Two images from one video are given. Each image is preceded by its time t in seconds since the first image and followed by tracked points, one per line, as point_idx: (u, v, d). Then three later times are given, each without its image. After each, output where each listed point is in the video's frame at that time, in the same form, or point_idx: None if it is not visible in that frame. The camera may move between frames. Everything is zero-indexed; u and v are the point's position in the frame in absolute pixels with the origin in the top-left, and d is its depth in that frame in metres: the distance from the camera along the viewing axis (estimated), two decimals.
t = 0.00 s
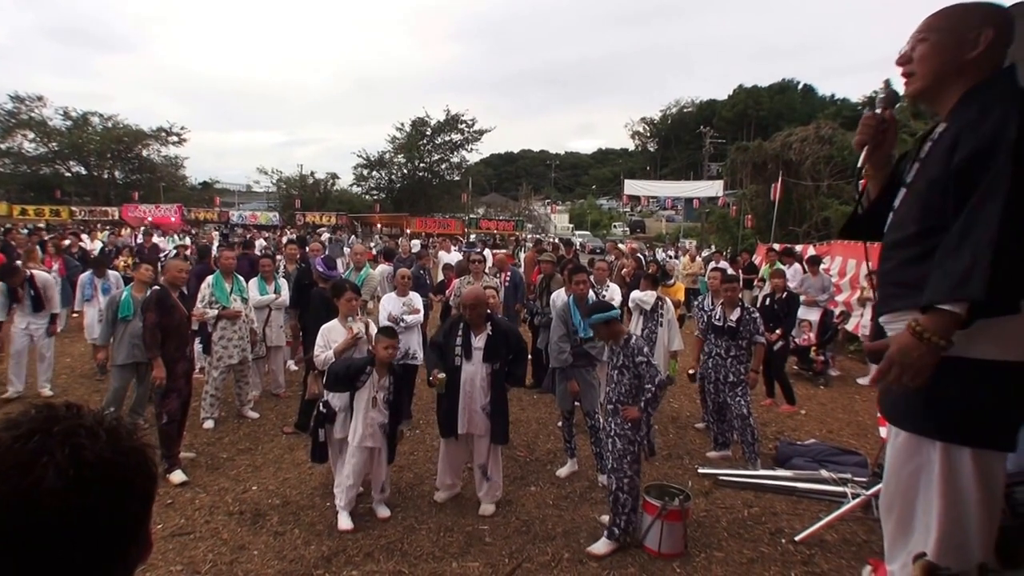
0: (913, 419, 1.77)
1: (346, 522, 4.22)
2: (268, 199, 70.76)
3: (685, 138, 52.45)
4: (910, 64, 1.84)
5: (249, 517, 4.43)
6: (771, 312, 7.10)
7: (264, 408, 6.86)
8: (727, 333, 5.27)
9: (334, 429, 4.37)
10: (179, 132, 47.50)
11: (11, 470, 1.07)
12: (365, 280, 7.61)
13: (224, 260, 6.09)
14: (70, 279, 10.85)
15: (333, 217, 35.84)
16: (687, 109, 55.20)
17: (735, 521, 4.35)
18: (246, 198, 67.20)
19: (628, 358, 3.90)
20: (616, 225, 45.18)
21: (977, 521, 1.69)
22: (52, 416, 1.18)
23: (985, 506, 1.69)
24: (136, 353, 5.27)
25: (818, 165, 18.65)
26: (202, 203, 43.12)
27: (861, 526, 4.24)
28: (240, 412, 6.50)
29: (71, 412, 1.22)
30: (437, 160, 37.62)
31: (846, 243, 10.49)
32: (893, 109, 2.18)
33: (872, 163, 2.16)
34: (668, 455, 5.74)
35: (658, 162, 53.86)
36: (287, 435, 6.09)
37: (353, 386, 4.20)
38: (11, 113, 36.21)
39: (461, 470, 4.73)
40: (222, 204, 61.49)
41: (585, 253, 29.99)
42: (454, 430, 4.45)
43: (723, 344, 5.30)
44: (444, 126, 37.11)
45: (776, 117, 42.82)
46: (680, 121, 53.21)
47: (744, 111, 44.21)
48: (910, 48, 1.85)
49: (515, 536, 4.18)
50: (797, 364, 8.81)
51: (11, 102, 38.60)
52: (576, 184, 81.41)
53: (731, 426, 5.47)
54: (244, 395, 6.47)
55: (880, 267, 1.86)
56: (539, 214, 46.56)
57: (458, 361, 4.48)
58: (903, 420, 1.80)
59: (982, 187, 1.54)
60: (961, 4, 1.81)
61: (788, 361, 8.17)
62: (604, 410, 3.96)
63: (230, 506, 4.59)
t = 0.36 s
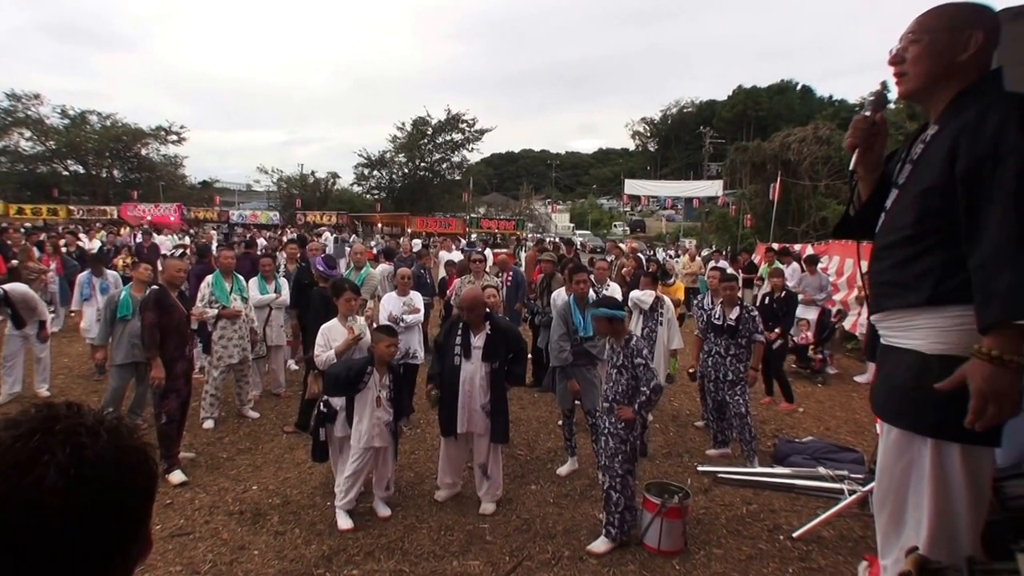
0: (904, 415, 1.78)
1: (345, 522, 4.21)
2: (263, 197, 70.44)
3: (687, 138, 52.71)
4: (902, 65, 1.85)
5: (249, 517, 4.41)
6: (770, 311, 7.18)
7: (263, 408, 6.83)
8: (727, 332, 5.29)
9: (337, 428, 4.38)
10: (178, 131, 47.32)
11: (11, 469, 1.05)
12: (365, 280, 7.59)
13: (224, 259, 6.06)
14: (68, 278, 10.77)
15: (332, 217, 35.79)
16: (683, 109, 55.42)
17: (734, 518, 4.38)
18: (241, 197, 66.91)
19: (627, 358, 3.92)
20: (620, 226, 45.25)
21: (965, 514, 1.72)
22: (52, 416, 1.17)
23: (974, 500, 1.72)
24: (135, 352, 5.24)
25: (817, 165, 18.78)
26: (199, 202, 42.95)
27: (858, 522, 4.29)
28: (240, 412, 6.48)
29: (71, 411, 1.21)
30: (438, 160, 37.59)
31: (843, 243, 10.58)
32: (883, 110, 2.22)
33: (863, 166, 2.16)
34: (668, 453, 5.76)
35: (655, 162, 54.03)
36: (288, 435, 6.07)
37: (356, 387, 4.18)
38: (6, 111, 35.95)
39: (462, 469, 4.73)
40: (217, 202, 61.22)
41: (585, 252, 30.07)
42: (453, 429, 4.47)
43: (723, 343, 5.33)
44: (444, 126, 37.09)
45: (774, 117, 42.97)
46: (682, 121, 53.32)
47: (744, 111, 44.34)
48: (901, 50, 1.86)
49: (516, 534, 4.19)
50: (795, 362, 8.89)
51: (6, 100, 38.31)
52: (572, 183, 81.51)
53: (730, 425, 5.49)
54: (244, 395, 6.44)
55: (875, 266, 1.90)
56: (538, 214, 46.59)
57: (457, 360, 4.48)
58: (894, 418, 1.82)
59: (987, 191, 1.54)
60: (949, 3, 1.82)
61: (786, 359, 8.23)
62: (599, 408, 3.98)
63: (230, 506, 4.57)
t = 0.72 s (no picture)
0: (894, 413, 1.82)
1: (343, 522, 4.20)
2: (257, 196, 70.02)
3: (686, 138, 52.87)
4: (889, 71, 1.89)
5: (249, 518, 4.39)
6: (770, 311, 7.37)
7: (263, 408, 6.80)
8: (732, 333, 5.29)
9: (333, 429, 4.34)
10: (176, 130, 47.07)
11: (8, 466, 1.04)
12: (365, 279, 7.56)
13: (223, 259, 6.03)
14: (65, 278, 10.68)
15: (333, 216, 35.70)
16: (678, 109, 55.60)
17: (733, 516, 4.41)
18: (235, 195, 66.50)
19: (628, 358, 3.94)
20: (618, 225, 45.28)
21: (957, 510, 1.74)
22: (50, 411, 1.15)
23: (965, 496, 1.74)
24: (133, 353, 5.19)
25: (815, 167, 18.92)
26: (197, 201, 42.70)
27: (855, 520, 4.32)
28: (240, 412, 6.45)
29: (71, 407, 1.19)
30: (439, 160, 37.45)
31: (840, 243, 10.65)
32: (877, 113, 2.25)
33: (858, 166, 2.19)
34: (667, 451, 5.79)
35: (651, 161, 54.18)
36: (288, 435, 6.05)
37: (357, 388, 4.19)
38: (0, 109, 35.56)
39: (462, 469, 4.73)
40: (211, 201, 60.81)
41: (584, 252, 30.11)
42: (453, 428, 4.48)
43: (727, 344, 5.34)
44: (444, 126, 36.95)
45: (772, 117, 43.08)
46: (681, 121, 53.39)
47: (744, 111, 44.38)
48: (891, 53, 1.89)
49: (516, 533, 4.20)
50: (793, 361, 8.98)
51: None
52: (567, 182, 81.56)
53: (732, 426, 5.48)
54: (244, 395, 6.40)
55: (867, 266, 1.90)
56: (538, 213, 46.61)
57: (455, 360, 4.49)
58: (884, 415, 1.85)
59: (972, 189, 1.55)
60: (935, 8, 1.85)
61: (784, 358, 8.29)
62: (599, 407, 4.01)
63: (229, 506, 4.55)
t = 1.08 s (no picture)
0: (881, 410, 1.84)
1: (342, 523, 4.18)
2: (251, 194, 69.62)
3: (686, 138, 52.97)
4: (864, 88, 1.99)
5: (248, 518, 4.38)
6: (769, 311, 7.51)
7: (262, 408, 6.77)
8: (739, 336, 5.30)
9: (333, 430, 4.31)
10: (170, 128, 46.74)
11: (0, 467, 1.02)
12: (364, 280, 7.53)
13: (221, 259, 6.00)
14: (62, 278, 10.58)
15: (330, 216, 35.56)
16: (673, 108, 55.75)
17: (732, 514, 4.44)
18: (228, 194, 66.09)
19: (628, 358, 3.96)
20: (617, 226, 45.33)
21: (944, 504, 1.74)
22: (45, 413, 1.14)
23: (951, 492, 1.74)
24: (130, 353, 5.15)
25: (813, 167, 19.11)
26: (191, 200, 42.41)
27: (852, 517, 4.37)
28: (239, 412, 6.41)
29: (66, 408, 1.17)
30: (440, 159, 37.34)
31: (839, 244, 10.71)
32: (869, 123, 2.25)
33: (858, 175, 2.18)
34: (667, 450, 5.82)
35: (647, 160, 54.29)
36: (287, 435, 6.03)
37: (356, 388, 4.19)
38: None
39: (461, 469, 4.73)
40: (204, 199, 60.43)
41: (582, 252, 30.14)
42: (452, 428, 4.48)
43: (733, 347, 5.34)
44: (444, 126, 36.84)
45: (770, 117, 43.22)
46: (678, 121, 53.49)
47: (744, 112, 44.43)
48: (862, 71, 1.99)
49: (516, 533, 4.21)
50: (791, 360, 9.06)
51: None
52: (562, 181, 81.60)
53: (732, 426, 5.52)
54: (243, 395, 6.37)
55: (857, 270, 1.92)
56: (536, 212, 46.62)
57: (453, 359, 4.49)
58: (875, 411, 1.88)
59: (926, 190, 1.66)
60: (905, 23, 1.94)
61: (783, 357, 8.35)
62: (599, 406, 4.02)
63: (228, 507, 4.53)
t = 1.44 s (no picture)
0: (860, 403, 1.87)
1: (342, 524, 4.17)
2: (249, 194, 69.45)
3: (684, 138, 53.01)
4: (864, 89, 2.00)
5: (248, 519, 4.37)
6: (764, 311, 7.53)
7: (261, 408, 6.75)
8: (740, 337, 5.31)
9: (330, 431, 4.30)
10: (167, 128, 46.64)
11: None
12: (364, 280, 7.52)
13: (220, 259, 5.99)
14: (60, 279, 10.52)
15: (329, 216, 35.53)
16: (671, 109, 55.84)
17: (731, 513, 4.45)
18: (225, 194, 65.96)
19: (628, 358, 3.97)
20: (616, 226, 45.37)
21: (924, 497, 1.76)
22: (44, 413, 1.14)
23: (929, 485, 1.76)
24: (129, 353, 5.14)
25: (812, 168, 19.20)
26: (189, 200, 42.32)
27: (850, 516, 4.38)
28: (238, 413, 6.40)
29: (64, 408, 1.17)
30: (439, 159, 37.30)
31: (837, 244, 10.74)
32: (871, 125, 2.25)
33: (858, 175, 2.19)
34: (666, 449, 5.83)
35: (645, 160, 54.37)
36: (286, 436, 6.01)
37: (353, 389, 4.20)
38: None
39: (460, 469, 4.73)
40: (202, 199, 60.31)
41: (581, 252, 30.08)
42: (451, 428, 4.48)
43: (734, 347, 5.35)
44: (444, 126, 36.81)
45: (769, 118, 43.32)
46: (677, 121, 53.58)
47: (742, 112, 44.51)
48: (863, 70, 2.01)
49: (515, 532, 4.21)
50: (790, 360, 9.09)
51: None
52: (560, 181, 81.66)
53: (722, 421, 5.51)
54: (242, 396, 6.36)
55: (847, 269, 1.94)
56: (536, 212, 46.65)
57: (452, 360, 4.50)
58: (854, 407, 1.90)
59: (902, 189, 1.70)
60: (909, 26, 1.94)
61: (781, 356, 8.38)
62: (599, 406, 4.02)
63: (227, 508, 4.52)
